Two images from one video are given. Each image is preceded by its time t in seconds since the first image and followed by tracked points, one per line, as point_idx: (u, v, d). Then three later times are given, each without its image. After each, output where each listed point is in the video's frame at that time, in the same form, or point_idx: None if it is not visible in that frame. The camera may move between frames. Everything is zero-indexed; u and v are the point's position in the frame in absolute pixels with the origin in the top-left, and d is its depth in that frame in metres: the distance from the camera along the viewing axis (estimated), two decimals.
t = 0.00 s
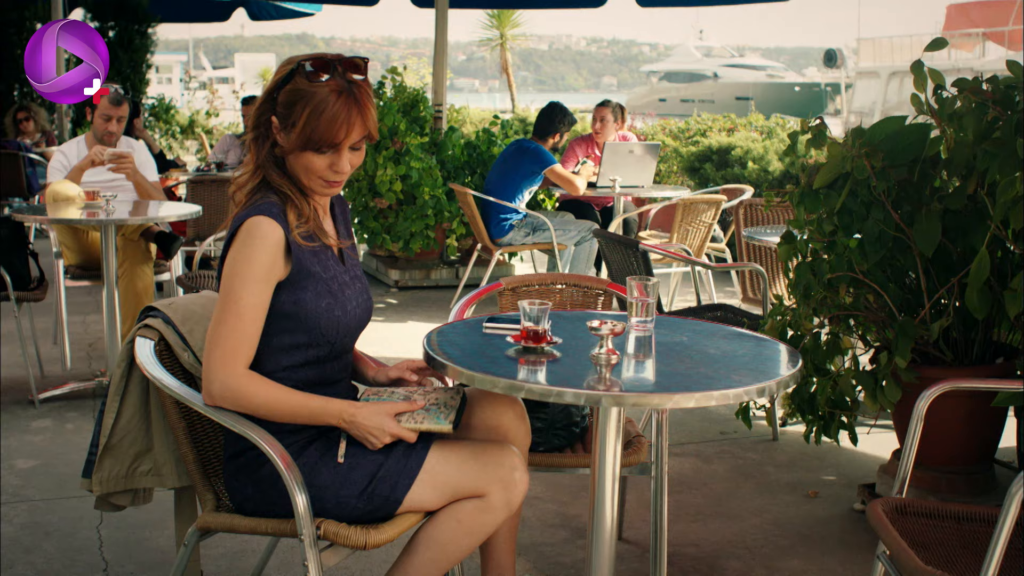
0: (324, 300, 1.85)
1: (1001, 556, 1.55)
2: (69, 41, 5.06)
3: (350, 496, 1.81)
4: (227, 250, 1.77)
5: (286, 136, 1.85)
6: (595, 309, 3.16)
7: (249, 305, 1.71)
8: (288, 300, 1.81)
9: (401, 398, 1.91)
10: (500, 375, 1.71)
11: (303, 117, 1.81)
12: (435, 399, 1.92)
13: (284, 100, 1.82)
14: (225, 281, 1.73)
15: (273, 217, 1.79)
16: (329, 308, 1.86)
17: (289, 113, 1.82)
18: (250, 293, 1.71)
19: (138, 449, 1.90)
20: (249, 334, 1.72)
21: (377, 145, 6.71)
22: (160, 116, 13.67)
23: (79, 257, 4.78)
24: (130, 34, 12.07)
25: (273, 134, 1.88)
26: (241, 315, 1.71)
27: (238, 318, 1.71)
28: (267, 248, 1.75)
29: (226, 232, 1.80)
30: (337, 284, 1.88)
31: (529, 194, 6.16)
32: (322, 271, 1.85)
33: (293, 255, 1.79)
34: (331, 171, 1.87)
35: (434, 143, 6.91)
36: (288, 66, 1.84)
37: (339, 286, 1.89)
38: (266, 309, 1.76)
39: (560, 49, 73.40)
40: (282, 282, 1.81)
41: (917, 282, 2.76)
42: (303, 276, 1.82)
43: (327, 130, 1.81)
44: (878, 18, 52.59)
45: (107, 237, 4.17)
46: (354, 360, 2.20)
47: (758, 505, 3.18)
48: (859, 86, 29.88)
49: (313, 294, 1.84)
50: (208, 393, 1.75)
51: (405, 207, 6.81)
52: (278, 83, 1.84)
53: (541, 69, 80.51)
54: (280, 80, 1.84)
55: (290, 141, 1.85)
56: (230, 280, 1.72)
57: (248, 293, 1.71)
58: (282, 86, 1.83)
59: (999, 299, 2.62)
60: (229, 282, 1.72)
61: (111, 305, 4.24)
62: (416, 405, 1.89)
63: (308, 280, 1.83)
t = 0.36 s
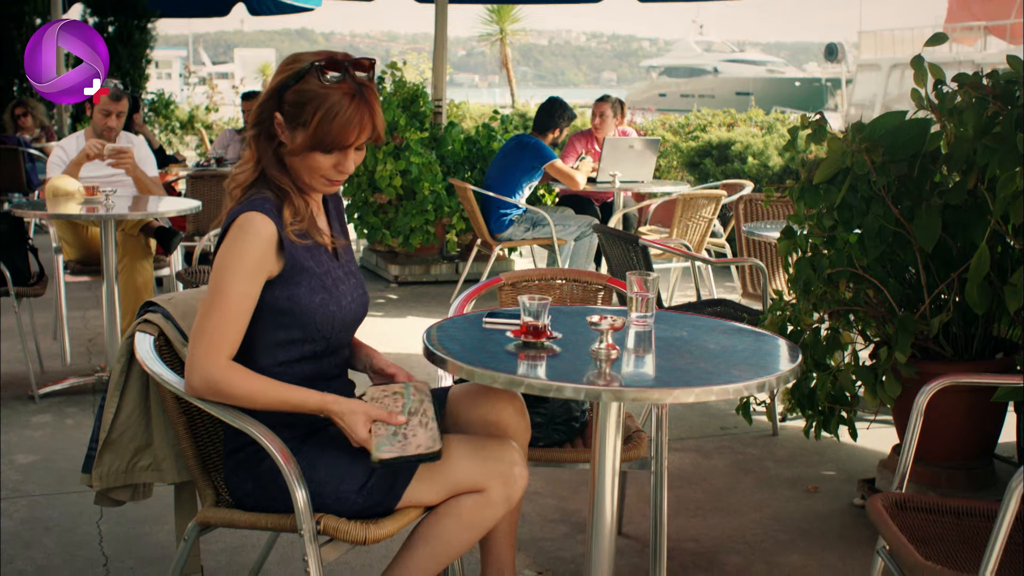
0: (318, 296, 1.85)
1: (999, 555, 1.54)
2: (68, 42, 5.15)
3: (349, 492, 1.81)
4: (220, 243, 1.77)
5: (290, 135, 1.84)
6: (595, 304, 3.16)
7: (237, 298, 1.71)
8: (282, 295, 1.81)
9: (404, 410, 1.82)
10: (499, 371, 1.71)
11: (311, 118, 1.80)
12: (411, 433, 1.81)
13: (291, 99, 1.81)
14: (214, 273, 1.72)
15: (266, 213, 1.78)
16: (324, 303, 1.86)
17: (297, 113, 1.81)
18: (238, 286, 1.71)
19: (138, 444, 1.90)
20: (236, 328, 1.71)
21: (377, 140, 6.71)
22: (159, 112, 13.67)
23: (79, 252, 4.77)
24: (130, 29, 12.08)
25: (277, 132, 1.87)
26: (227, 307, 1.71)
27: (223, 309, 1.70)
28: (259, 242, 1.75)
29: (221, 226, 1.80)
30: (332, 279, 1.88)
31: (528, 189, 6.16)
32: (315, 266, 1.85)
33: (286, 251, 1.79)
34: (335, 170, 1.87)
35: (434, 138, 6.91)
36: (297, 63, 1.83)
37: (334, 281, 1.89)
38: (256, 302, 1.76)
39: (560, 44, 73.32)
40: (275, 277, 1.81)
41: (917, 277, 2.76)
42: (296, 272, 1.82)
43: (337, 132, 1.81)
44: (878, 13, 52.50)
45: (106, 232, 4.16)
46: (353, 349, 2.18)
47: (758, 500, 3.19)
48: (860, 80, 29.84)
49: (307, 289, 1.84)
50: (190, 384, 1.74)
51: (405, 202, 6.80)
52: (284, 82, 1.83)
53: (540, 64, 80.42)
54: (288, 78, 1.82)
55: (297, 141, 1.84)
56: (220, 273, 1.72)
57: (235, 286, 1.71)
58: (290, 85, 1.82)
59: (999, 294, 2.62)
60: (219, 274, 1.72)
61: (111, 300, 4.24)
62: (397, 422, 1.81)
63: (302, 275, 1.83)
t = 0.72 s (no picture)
0: (314, 295, 1.85)
1: (999, 553, 1.54)
2: (67, 41, 5.02)
3: (349, 489, 1.81)
4: (215, 242, 1.77)
5: (287, 135, 1.84)
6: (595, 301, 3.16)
7: (231, 297, 1.70)
8: (278, 295, 1.81)
9: (404, 415, 1.84)
10: (499, 368, 1.71)
11: (307, 118, 1.80)
12: (405, 432, 1.75)
13: (287, 99, 1.81)
14: (209, 271, 1.72)
15: (261, 212, 1.78)
16: (319, 302, 1.86)
17: (294, 113, 1.81)
18: (231, 285, 1.71)
19: (138, 442, 1.90)
20: (231, 327, 1.71)
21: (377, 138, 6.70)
22: (158, 109, 13.66)
23: (79, 250, 4.77)
24: (129, 27, 12.09)
25: (273, 131, 1.87)
26: (222, 306, 1.70)
27: (219, 308, 1.70)
28: (254, 242, 1.74)
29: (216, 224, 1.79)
30: (327, 278, 1.88)
31: (528, 187, 6.16)
32: (311, 265, 1.85)
33: (281, 250, 1.79)
34: (333, 170, 1.87)
35: (434, 135, 6.90)
36: (293, 63, 1.83)
37: (329, 280, 1.89)
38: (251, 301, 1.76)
39: (560, 41, 73.26)
40: (270, 276, 1.81)
41: (917, 275, 2.77)
42: (290, 271, 1.82)
43: (334, 133, 1.81)
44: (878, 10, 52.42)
45: (106, 229, 4.16)
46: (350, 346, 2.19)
47: (759, 498, 3.19)
48: (861, 76, 29.79)
49: (303, 288, 1.84)
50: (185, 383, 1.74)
51: (405, 200, 6.80)
52: (279, 82, 1.82)
53: (540, 62, 80.36)
54: (285, 78, 1.82)
55: (294, 141, 1.84)
56: (214, 272, 1.71)
57: (229, 284, 1.70)
58: (286, 85, 1.81)
59: (999, 292, 2.62)
60: (213, 274, 1.71)
61: (111, 297, 4.24)
62: (391, 419, 1.80)
63: (298, 274, 1.83)
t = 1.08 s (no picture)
0: (315, 295, 1.86)
1: (999, 552, 1.54)
2: (68, 41, 5.01)
3: (349, 489, 1.81)
4: (216, 243, 1.77)
5: (281, 130, 1.84)
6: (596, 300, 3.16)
7: (234, 298, 1.69)
8: (279, 295, 1.81)
9: (385, 392, 1.86)
10: (500, 367, 1.71)
11: (301, 111, 1.80)
12: (419, 412, 1.85)
13: (281, 94, 1.81)
14: (211, 273, 1.71)
15: (261, 211, 1.78)
16: (319, 302, 1.86)
17: (287, 108, 1.81)
18: (234, 285, 1.70)
19: (138, 441, 1.90)
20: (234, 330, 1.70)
21: (377, 137, 6.70)
22: (159, 108, 13.66)
23: (79, 249, 4.77)
24: (129, 26, 12.09)
25: (269, 129, 1.87)
26: (225, 308, 1.69)
27: (222, 311, 1.69)
28: (254, 241, 1.74)
29: (216, 226, 1.79)
30: (327, 278, 1.89)
31: (528, 186, 6.16)
32: (311, 265, 1.85)
33: (281, 249, 1.79)
34: (330, 164, 1.87)
35: (434, 134, 6.91)
36: (285, 58, 1.83)
37: (329, 280, 1.89)
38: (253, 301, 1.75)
39: (560, 41, 73.24)
40: (271, 277, 1.80)
41: (917, 273, 2.77)
42: (291, 270, 1.81)
43: (327, 125, 1.80)
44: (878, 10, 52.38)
45: (106, 229, 4.16)
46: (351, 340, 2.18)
47: (759, 497, 3.19)
48: (862, 74, 29.78)
49: (304, 288, 1.84)
50: (190, 384, 1.72)
51: (405, 199, 6.80)
52: (272, 78, 1.82)
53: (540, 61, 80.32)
54: (277, 74, 1.82)
55: (289, 137, 1.84)
56: (218, 272, 1.71)
57: (231, 284, 1.70)
58: (278, 79, 1.82)
59: (999, 291, 2.62)
60: (217, 274, 1.71)
61: (111, 296, 4.23)
62: (397, 404, 1.83)
63: (298, 274, 1.83)
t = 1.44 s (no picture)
0: (320, 296, 1.86)
1: (1005, 552, 1.53)
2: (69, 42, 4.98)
3: (354, 488, 1.81)
4: (221, 244, 1.77)
5: (290, 129, 1.84)
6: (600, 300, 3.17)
7: (240, 299, 1.69)
8: (284, 296, 1.82)
9: (345, 368, 1.83)
10: (505, 367, 1.71)
11: (311, 109, 1.80)
12: (383, 371, 1.89)
13: (290, 93, 1.82)
14: (218, 274, 1.71)
15: (267, 213, 1.78)
16: (325, 303, 1.87)
17: (296, 107, 1.81)
18: (241, 287, 1.70)
19: (144, 440, 1.90)
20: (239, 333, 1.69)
21: (382, 137, 6.71)
22: (164, 108, 13.68)
23: (84, 248, 4.78)
24: (134, 26, 12.12)
25: (278, 128, 1.87)
26: (231, 311, 1.69)
27: (229, 313, 1.69)
28: (259, 242, 1.74)
29: (222, 226, 1.79)
30: (333, 279, 1.89)
31: (533, 186, 6.16)
32: (317, 267, 1.85)
33: (288, 250, 1.79)
34: (340, 163, 1.87)
35: (439, 134, 6.92)
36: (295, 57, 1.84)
37: (335, 281, 1.90)
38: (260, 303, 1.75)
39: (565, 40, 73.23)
40: (277, 278, 1.81)
41: (922, 274, 2.77)
42: (297, 271, 1.81)
43: (338, 124, 1.80)
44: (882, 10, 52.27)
45: (111, 228, 4.17)
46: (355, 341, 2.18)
47: (764, 497, 3.18)
48: (867, 74, 29.73)
49: (310, 290, 1.84)
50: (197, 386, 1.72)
51: (410, 198, 6.80)
52: (282, 78, 1.83)
53: (545, 61, 80.28)
54: (286, 72, 1.83)
55: (298, 136, 1.84)
56: (223, 273, 1.70)
57: (238, 286, 1.69)
58: (288, 78, 1.82)
59: (1004, 291, 2.61)
60: (223, 275, 1.70)
61: (116, 295, 4.24)
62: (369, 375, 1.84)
63: (304, 276, 1.83)
